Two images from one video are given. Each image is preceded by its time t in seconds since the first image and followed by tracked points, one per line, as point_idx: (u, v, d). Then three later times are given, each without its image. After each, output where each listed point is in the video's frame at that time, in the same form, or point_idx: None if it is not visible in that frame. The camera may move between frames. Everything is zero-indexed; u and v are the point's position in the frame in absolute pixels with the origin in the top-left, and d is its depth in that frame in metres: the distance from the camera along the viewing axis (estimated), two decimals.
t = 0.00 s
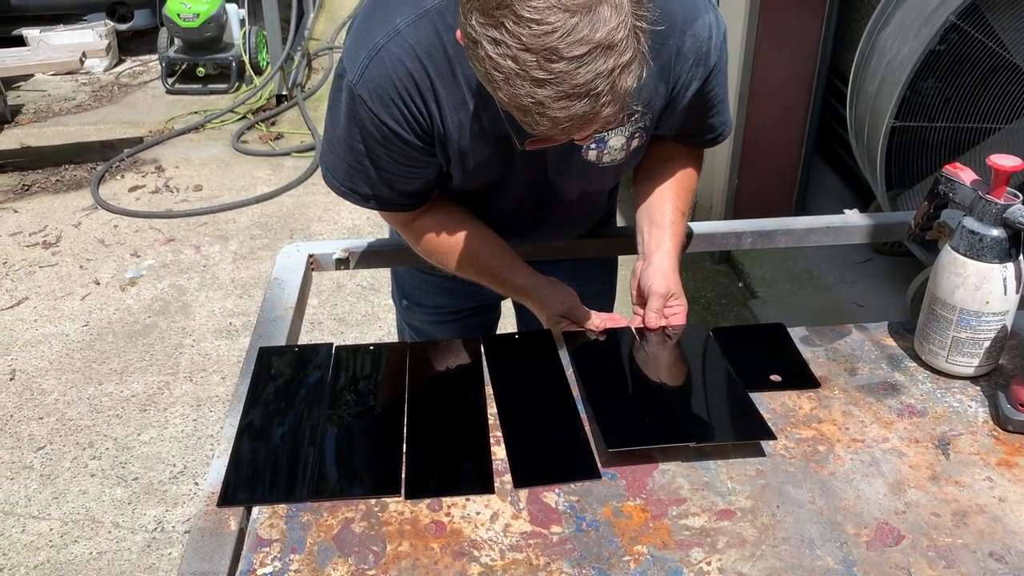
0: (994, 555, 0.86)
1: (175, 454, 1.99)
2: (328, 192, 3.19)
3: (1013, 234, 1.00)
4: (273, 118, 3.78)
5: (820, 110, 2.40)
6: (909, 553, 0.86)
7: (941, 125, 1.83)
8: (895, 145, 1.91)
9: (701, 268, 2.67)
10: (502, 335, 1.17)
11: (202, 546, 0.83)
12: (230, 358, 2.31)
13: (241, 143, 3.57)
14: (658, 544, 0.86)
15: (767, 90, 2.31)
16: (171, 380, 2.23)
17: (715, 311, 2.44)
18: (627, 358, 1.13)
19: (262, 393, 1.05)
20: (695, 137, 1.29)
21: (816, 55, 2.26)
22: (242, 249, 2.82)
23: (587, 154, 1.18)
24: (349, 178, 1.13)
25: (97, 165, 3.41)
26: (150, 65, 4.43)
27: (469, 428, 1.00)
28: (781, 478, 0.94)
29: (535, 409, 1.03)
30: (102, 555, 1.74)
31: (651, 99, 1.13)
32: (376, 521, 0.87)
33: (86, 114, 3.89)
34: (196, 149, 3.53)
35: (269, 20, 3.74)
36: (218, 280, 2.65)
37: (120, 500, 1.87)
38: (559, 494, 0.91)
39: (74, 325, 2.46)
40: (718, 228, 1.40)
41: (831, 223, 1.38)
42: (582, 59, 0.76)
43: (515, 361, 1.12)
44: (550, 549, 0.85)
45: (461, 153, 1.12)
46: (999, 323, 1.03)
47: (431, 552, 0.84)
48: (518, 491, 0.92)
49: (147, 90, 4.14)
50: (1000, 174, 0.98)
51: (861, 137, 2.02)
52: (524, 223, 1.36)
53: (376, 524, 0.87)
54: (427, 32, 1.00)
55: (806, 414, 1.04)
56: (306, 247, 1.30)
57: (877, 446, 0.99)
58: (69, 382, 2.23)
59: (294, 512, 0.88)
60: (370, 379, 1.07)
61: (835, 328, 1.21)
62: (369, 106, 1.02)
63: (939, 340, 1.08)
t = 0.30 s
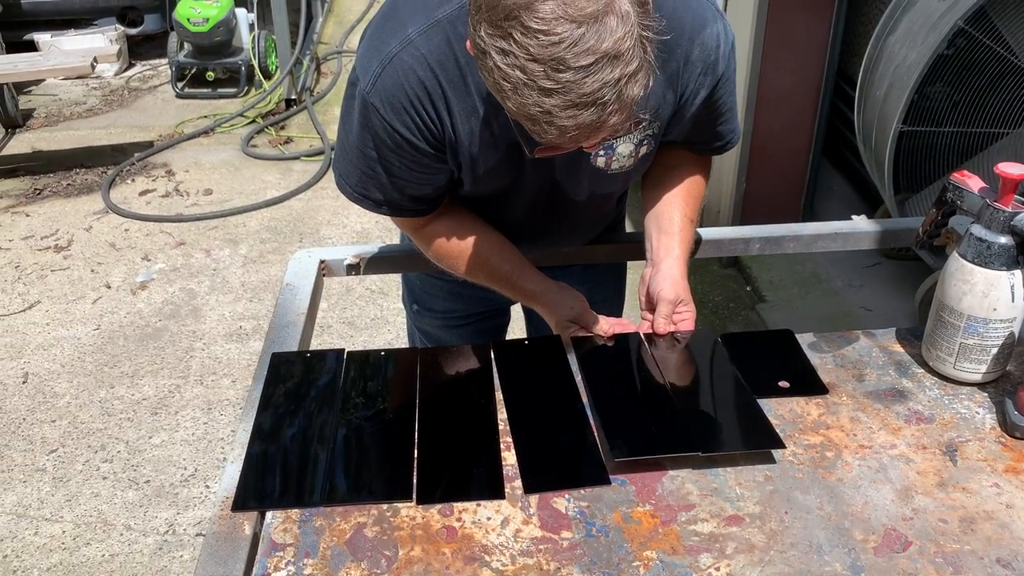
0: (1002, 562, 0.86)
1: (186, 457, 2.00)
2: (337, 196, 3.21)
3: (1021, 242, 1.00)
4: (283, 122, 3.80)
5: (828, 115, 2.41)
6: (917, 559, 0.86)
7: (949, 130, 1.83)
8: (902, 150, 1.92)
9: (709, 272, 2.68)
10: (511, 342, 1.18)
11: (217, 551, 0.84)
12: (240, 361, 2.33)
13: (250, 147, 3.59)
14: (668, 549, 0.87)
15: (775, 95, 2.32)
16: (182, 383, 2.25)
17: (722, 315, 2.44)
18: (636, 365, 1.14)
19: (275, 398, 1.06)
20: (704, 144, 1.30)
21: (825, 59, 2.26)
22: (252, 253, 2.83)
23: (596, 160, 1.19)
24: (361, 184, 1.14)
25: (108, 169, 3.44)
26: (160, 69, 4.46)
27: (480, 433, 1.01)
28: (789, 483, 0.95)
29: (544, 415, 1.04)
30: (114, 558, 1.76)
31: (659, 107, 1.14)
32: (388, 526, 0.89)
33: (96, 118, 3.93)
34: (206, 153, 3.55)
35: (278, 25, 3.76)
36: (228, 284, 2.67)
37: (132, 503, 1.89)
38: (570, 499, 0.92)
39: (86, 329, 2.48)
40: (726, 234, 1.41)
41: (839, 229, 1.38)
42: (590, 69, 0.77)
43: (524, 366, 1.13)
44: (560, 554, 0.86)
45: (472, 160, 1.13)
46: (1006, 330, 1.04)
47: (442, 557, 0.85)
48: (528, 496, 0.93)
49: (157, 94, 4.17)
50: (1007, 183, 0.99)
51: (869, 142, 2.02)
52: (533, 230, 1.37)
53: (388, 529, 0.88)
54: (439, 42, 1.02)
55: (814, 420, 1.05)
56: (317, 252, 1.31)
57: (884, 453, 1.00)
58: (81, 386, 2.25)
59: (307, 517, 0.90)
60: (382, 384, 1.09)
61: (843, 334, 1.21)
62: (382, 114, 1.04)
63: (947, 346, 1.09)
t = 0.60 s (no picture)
0: (1012, 563, 0.86)
1: (196, 455, 2.01)
2: (346, 195, 3.21)
3: None
4: (291, 121, 3.81)
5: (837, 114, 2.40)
6: (926, 559, 0.86)
7: (959, 129, 1.83)
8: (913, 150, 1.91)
9: (718, 271, 2.68)
10: (520, 341, 1.18)
11: (229, 548, 0.85)
12: (250, 360, 2.34)
13: (259, 145, 3.60)
14: (677, 549, 0.87)
15: (784, 93, 2.32)
16: (191, 381, 2.26)
17: (731, 314, 2.44)
18: (644, 364, 1.14)
19: (286, 396, 1.07)
20: (714, 141, 1.30)
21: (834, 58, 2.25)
22: (261, 251, 2.84)
23: (607, 157, 1.20)
24: (371, 179, 1.15)
25: (118, 168, 3.46)
26: (169, 68, 4.49)
27: (489, 432, 1.01)
28: (798, 484, 0.95)
29: (553, 413, 1.04)
30: (124, 554, 1.77)
31: (671, 102, 1.13)
32: (398, 524, 0.89)
33: (107, 117, 3.95)
34: (215, 152, 3.57)
35: (287, 24, 3.77)
36: (238, 282, 2.68)
37: (142, 500, 1.90)
38: (579, 498, 0.93)
39: (96, 327, 2.49)
40: (735, 234, 1.40)
41: (850, 229, 1.38)
42: (598, 59, 0.78)
43: (534, 365, 1.13)
44: (570, 553, 0.86)
45: (482, 155, 1.13)
46: (1016, 331, 1.03)
47: (453, 555, 0.86)
48: (538, 495, 0.93)
49: (166, 93, 4.19)
50: (1016, 184, 0.98)
51: (878, 141, 2.01)
52: (541, 228, 1.37)
53: (398, 527, 0.89)
54: (450, 36, 1.02)
55: (823, 420, 1.05)
56: (328, 252, 1.31)
57: (894, 453, 1.00)
58: (92, 383, 2.27)
59: (318, 514, 0.90)
60: (391, 384, 1.09)
61: (852, 335, 1.21)
62: (392, 108, 1.04)
63: (957, 347, 1.09)
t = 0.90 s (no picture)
0: (1015, 558, 0.86)
1: (201, 447, 2.02)
2: (351, 188, 3.21)
3: None
4: (297, 114, 3.81)
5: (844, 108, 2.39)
6: (929, 554, 0.86)
7: (966, 124, 1.81)
8: (919, 143, 1.90)
9: (723, 265, 2.67)
10: (525, 335, 1.18)
11: (232, 540, 0.85)
12: (255, 353, 2.34)
13: (264, 138, 3.60)
14: (679, 542, 0.87)
15: (790, 87, 2.30)
16: (197, 373, 2.27)
17: (735, 308, 2.44)
18: (647, 358, 1.14)
19: (290, 389, 1.07)
20: (718, 133, 1.29)
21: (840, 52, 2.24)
22: (266, 245, 2.85)
23: (612, 147, 1.19)
24: (372, 170, 1.14)
25: (124, 160, 3.47)
26: (175, 61, 4.49)
27: (492, 426, 1.02)
28: (801, 478, 0.95)
29: (558, 407, 1.04)
30: (130, 546, 1.78)
31: (676, 92, 1.13)
32: (401, 517, 0.89)
33: (112, 109, 3.95)
34: (220, 145, 3.57)
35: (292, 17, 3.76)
36: (243, 275, 2.68)
37: (148, 492, 1.91)
38: (581, 492, 0.93)
39: (102, 319, 2.50)
40: (741, 228, 1.40)
41: (856, 223, 1.38)
42: (599, 45, 0.77)
43: (537, 359, 1.13)
44: (572, 547, 0.86)
45: (484, 146, 1.13)
46: (1022, 326, 1.03)
47: (456, 548, 0.86)
48: (540, 489, 0.93)
49: (172, 86, 4.19)
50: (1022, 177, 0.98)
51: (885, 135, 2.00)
52: (544, 221, 1.37)
53: (401, 519, 0.89)
54: (454, 25, 1.02)
55: (827, 415, 1.05)
56: (332, 245, 1.31)
57: (898, 448, 1.00)
58: (97, 375, 2.28)
59: (321, 507, 0.90)
60: (395, 378, 1.09)
61: (857, 330, 1.21)
62: (395, 97, 1.04)
63: (962, 342, 1.08)
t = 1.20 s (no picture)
0: (1011, 555, 0.86)
1: (202, 443, 2.03)
2: (352, 184, 3.22)
3: None
4: (298, 110, 3.82)
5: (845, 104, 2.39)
6: (926, 552, 0.87)
7: (967, 121, 1.81)
8: (921, 141, 1.90)
9: (723, 261, 2.67)
10: (524, 332, 1.19)
11: (232, 536, 0.86)
12: (255, 348, 2.35)
13: (266, 134, 3.60)
14: (677, 539, 0.88)
15: (791, 84, 2.31)
16: (198, 369, 2.27)
17: (735, 304, 2.44)
18: (646, 355, 1.14)
19: (291, 384, 1.08)
20: (714, 134, 1.29)
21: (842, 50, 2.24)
22: (267, 240, 2.85)
23: (612, 141, 1.19)
24: (364, 155, 1.13)
25: (125, 156, 3.47)
26: (176, 56, 4.49)
27: (491, 422, 1.02)
28: (798, 476, 0.96)
29: (557, 404, 1.05)
30: (132, 541, 1.79)
31: (676, 87, 1.13)
32: (400, 513, 0.90)
33: (113, 105, 3.96)
34: (221, 141, 3.57)
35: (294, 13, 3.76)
36: (244, 271, 2.69)
37: (149, 488, 1.92)
38: (580, 489, 0.93)
39: (103, 315, 2.51)
40: (740, 225, 1.40)
41: (856, 220, 1.38)
42: (598, 28, 0.77)
43: (537, 356, 1.14)
44: (570, 543, 0.87)
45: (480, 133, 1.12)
46: (1019, 324, 1.03)
47: (454, 544, 0.87)
48: (539, 485, 0.94)
49: (173, 81, 4.19)
50: (1020, 176, 0.98)
51: (886, 132, 2.00)
52: (541, 215, 1.37)
53: (400, 516, 0.90)
54: (457, 12, 1.02)
55: (824, 412, 1.05)
56: (332, 242, 1.32)
57: (895, 445, 1.00)
58: (99, 371, 2.29)
59: (321, 503, 0.91)
60: (395, 375, 1.10)
61: (855, 327, 1.21)
62: (393, 79, 1.03)
63: (959, 340, 1.08)
